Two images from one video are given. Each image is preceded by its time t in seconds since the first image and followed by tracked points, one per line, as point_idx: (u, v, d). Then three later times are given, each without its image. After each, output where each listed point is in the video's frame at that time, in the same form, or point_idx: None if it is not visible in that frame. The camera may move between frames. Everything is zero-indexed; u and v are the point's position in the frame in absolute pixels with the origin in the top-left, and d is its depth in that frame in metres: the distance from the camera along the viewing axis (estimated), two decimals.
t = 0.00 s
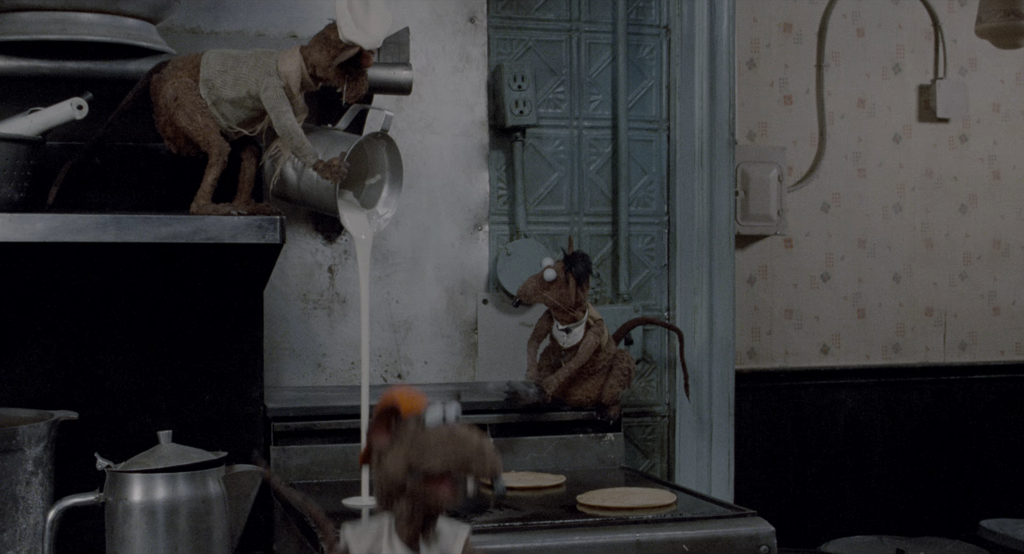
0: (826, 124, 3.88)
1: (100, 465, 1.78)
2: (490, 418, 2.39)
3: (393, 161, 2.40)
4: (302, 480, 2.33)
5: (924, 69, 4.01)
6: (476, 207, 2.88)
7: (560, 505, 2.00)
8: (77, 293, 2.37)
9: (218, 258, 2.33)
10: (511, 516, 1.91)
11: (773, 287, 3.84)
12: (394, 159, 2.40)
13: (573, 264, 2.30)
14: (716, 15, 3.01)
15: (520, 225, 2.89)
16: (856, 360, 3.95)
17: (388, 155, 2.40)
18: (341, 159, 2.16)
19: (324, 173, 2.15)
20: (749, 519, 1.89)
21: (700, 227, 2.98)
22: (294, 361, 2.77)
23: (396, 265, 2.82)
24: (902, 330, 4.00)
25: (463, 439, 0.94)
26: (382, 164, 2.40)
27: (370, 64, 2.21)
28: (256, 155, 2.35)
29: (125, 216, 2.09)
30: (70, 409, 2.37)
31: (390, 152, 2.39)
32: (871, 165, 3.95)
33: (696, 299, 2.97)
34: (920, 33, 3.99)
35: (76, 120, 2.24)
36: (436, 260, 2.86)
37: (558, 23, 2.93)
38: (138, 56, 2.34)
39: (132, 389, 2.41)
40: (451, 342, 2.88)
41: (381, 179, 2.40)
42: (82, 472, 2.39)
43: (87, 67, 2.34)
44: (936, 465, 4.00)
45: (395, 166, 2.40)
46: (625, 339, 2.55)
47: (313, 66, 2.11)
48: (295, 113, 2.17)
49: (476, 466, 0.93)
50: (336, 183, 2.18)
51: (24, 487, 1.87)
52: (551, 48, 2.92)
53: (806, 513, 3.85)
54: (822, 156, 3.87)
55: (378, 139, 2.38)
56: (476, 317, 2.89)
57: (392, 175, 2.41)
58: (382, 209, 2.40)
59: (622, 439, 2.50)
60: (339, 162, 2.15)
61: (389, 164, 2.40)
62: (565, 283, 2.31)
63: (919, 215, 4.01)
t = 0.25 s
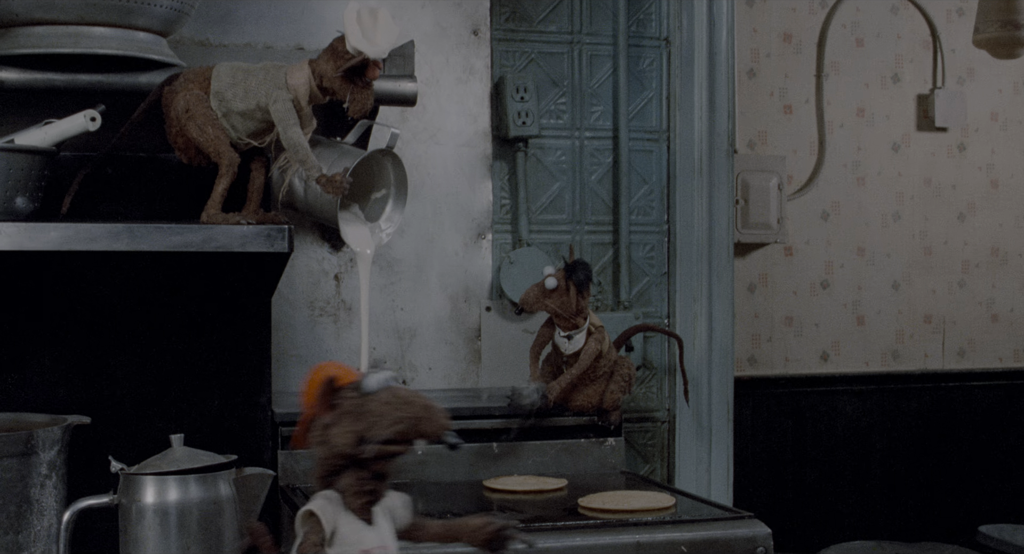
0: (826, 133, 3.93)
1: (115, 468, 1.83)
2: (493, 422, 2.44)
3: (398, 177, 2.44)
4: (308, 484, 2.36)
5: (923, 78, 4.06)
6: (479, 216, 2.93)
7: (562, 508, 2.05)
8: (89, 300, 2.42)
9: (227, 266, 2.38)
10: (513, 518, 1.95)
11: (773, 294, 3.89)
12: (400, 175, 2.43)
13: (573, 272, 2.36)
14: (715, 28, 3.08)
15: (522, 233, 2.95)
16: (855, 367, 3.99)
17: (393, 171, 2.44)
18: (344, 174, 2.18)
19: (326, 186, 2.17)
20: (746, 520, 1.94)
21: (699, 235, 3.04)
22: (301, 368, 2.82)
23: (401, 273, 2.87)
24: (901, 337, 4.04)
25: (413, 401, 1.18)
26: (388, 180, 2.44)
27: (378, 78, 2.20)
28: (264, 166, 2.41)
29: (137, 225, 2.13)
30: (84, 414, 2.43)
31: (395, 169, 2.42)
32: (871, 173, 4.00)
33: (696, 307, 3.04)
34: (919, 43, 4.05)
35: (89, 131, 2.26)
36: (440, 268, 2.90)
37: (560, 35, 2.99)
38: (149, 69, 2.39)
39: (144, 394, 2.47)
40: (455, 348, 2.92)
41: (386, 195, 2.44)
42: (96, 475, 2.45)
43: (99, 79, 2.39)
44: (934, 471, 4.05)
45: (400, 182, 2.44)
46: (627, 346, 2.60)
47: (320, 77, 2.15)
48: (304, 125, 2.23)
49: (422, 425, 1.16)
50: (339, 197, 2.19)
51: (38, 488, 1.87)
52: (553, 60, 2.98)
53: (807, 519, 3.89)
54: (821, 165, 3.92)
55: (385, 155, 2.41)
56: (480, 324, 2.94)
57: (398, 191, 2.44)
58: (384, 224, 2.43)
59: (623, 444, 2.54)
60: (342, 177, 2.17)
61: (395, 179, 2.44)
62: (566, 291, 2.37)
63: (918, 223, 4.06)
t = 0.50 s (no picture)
0: (824, 145, 3.97)
1: (125, 474, 1.87)
2: (495, 430, 2.50)
3: (401, 193, 2.50)
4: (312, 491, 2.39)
5: (920, 91, 4.10)
6: (481, 227, 2.98)
7: (562, 515, 2.09)
8: (98, 311, 2.47)
9: (233, 278, 2.42)
10: (515, 524, 1.99)
11: (772, 304, 3.93)
12: (402, 190, 2.48)
13: (563, 285, 2.41)
14: (713, 42, 3.13)
15: (524, 245, 2.99)
16: (854, 377, 4.02)
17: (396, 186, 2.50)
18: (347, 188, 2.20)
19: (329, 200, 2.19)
20: (743, 527, 1.98)
21: (698, 247, 3.10)
22: (305, 378, 2.86)
23: (404, 284, 2.91)
24: (899, 347, 4.08)
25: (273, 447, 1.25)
26: (391, 195, 2.50)
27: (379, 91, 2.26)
28: (270, 179, 2.45)
29: (146, 236, 2.16)
30: (92, 423, 2.47)
31: (398, 185, 2.48)
32: (868, 185, 4.04)
33: (695, 317, 3.09)
34: (916, 55, 4.09)
35: (99, 145, 2.30)
36: (443, 279, 2.95)
37: (561, 49, 3.04)
38: (158, 83, 2.44)
39: (151, 403, 2.51)
40: (457, 358, 2.96)
41: (389, 208, 2.50)
42: (105, 483, 2.49)
43: (109, 94, 2.43)
44: (932, 480, 4.08)
45: (402, 197, 2.50)
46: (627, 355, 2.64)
47: (324, 88, 2.21)
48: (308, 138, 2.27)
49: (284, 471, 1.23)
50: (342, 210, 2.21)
51: (49, 495, 1.87)
52: (554, 74, 3.03)
53: (805, 528, 3.93)
54: (820, 176, 3.96)
55: (388, 171, 2.46)
56: (481, 335, 2.98)
57: (400, 206, 2.50)
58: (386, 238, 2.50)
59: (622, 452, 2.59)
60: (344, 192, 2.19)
61: (398, 195, 2.50)
62: (558, 305, 2.41)
63: (916, 234, 4.10)
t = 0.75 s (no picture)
0: (822, 151, 4.00)
1: (131, 477, 1.90)
2: (495, 434, 2.53)
3: (415, 174, 2.42)
4: (315, 494, 2.41)
5: (918, 96, 4.13)
6: (481, 233, 3.01)
7: (561, 517, 2.12)
8: (103, 316, 2.50)
9: (236, 284, 2.45)
10: (515, 526, 2.02)
11: (770, 308, 3.96)
12: (416, 172, 2.41)
13: (554, 295, 2.43)
14: (711, 49, 3.17)
15: (524, 251, 3.02)
16: (852, 381, 4.05)
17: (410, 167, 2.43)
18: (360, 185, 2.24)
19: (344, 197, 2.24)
20: (740, 528, 2.00)
21: (696, 252, 3.14)
22: (307, 382, 2.89)
23: (405, 289, 2.94)
24: (897, 351, 4.11)
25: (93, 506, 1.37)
26: (406, 176, 2.42)
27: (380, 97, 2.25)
28: (274, 186, 2.49)
29: (151, 242, 2.19)
30: (97, 427, 2.50)
31: (411, 167, 2.41)
32: (866, 190, 4.07)
33: (693, 322, 3.13)
34: (914, 62, 4.13)
35: (105, 152, 2.33)
36: (444, 284, 2.98)
37: (560, 57, 3.07)
38: (163, 91, 2.47)
39: (156, 406, 2.54)
40: (458, 362, 2.99)
41: (406, 190, 2.44)
42: (112, 485, 2.52)
43: (115, 101, 2.46)
44: (929, 483, 4.11)
45: (417, 178, 2.42)
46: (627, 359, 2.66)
47: (326, 92, 2.22)
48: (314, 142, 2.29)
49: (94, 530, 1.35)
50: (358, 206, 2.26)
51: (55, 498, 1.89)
52: (554, 81, 3.07)
53: (804, 531, 3.96)
54: (818, 182, 3.99)
55: (399, 154, 2.40)
56: (482, 339, 3.01)
57: (417, 187, 2.43)
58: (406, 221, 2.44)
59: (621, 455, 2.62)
60: (359, 188, 2.24)
61: (412, 175, 2.43)
62: (553, 315, 2.43)
63: (914, 239, 4.13)
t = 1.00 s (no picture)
0: (821, 154, 4.02)
1: (134, 478, 1.91)
2: (496, 436, 2.54)
3: (423, 165, 2.42)
4: (316, 496, 2.42)
5: (917, 100, 4.15)
6: (482, 236, 3.03)
7: (561, 518, 2.13)
8: (105, 319, 2.51)
9: (238, 287, 2.47)
10: (516, 527, 2.04)
11: (769, 311, 3.97)
12: (424, 163, 2.41)
13: (557, 304, 2.43)
14: (710, 53, 3.18)
15: (524, 254, 3.03)
16: (852, 383, 4.06)
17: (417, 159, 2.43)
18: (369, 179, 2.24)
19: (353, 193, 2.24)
20: (739, 529, 2.02)
21: (695, 255, 3.16)
22: (308, 384, 2.90)
23: (406, 292, 2.95)
24: (896, 354, 4.12)
25: None
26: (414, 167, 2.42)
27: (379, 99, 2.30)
28: (275, 189, 2.50)
29: (154, 245, 2.20)
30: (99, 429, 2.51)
31: (420, 159, 2.40)
32: (865, 193, 4.09)
33: (692, 324, 3.14)
34: (912, 65, 4.14)
35: (107, 155, 2.35)
36: (444, 287, 2.99)
37: (560, 60, 3.09)
38: (165, 94, 2.48)
39: (157, 408, 2.56)
40: (458, 365, 3.01)
41: (414, 181, 2.44)
42: (113, 486, 2.53)
43: (117, 105, 2.48)
44: (928, 485, 4.13)
45: (425, 169, 2.42)
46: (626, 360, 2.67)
47: (326, 96, 2.24)
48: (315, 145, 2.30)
49: None
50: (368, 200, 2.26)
51: (59, 499, 1.90)
52: (553, 85, 3.08)
53: (803, 533, 3.97)
54: (817, 185, 4.00)
55: (407, 146, 2.39)
56: (482, 342, 3.02)
57: (425, 177, 2.43)
58: (416, 211, 2.44)
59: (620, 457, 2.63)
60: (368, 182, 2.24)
61: (421, 166, 2.42)
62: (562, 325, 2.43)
63: (913, 242, 4.14)
